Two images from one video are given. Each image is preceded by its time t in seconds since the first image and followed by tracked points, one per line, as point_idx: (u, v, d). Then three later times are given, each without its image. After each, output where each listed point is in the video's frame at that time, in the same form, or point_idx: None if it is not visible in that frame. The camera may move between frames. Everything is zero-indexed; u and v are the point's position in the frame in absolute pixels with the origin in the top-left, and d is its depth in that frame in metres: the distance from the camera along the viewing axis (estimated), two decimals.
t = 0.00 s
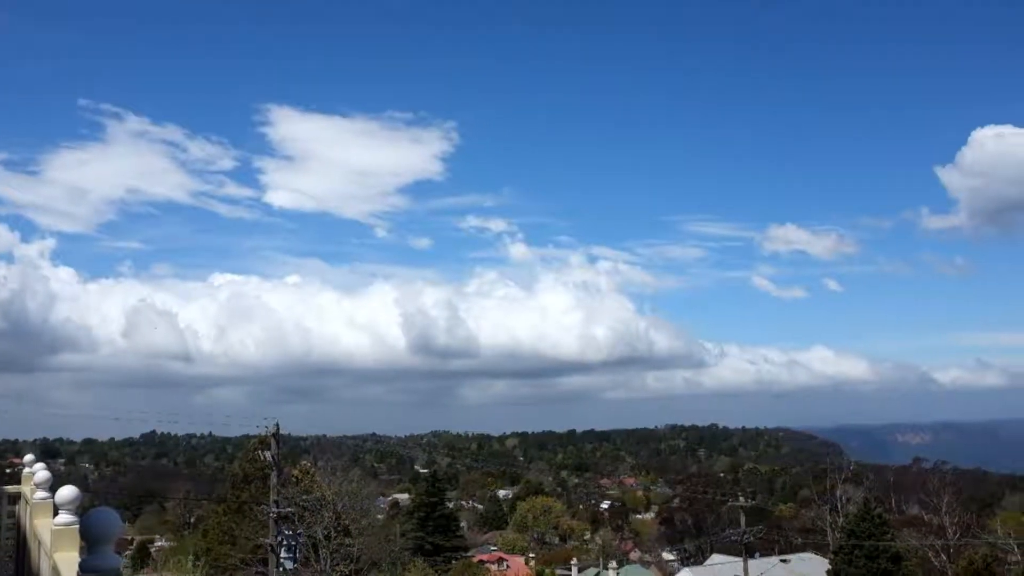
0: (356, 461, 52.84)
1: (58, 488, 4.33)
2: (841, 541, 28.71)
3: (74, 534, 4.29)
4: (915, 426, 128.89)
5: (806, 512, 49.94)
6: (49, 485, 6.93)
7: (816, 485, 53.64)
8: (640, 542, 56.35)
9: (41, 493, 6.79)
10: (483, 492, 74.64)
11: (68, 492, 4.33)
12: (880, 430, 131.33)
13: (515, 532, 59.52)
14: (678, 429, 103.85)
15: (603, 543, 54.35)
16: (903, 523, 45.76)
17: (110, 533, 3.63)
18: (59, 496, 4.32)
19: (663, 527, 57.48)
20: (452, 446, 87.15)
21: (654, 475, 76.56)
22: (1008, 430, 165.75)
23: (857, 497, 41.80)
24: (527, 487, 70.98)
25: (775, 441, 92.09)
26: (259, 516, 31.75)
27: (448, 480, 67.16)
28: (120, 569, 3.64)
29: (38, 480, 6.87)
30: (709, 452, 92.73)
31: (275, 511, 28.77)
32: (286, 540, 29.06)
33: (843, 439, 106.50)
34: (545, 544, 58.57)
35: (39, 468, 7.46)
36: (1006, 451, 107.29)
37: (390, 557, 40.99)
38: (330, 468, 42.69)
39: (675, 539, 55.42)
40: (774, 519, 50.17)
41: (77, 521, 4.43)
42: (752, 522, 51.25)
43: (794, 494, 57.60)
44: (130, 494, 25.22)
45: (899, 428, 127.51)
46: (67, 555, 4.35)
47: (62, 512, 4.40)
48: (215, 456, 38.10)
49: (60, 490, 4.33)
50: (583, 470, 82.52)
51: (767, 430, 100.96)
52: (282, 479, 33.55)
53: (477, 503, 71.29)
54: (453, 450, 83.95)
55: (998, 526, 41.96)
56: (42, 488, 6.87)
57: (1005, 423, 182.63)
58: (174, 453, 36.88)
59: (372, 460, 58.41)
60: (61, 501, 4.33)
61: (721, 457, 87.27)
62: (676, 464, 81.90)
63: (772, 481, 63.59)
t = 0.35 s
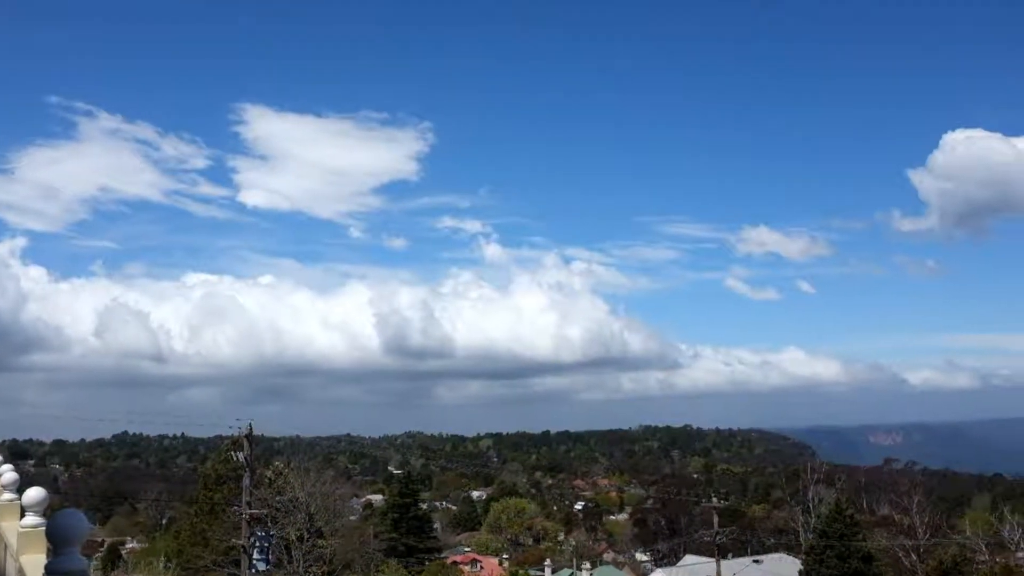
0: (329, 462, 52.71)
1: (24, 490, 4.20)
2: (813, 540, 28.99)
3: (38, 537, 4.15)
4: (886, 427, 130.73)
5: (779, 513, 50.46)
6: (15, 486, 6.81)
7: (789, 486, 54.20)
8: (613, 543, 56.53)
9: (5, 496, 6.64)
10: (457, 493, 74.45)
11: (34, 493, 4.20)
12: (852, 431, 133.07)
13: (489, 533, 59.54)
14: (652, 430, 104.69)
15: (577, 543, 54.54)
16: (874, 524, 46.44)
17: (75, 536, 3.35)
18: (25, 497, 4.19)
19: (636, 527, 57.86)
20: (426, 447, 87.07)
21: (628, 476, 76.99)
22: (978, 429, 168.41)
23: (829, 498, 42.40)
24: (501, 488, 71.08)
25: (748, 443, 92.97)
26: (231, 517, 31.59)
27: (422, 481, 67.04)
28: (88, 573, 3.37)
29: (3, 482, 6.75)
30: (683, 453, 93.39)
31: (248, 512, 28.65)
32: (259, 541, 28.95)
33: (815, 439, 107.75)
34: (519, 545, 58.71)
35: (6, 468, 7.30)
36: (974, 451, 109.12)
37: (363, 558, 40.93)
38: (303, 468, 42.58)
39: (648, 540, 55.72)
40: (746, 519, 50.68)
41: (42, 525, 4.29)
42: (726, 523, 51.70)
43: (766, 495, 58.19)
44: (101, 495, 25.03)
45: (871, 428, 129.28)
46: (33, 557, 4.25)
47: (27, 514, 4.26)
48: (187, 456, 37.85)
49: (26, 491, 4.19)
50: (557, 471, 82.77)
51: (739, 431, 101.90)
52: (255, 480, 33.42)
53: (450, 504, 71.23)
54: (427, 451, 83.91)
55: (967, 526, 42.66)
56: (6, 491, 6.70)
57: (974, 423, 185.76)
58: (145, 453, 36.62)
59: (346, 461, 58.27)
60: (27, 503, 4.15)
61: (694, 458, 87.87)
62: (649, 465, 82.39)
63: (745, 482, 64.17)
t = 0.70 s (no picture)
0: (296, 466, 52.38)
1: None
2: (778, 544, 29.43)
3: None
4: (849, 431, 132.89)
5: (744, 516, 51.14)
6: None
7: (754, 489, 54.95)
8: (580, 547, 56.83)
9: None
10: (424, 497, 74.26)
11: None
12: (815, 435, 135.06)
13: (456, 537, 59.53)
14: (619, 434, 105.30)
15: (543, 547, 54.73)
16: (838, 527, 47.23)
17: (38, 540, 2.58)
18: None
19: (603, 531, 58.23)
20: (393, 451, 86.77)
21: (595, 480, 77.42)
22: (939, 434, 171.90)
23: (793, 502, 43.11)
24: (468, 492, 71.11)
25: (714, 446, 93.97)
26: (196, 521, 31.33)
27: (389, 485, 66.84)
28: None
29: None
30: (650, 456, 94.06)
31: (214, 516, 28.48)
32: (224, 545, 28.78)
33: (779, 443, 109.19)
34: (485, 549, 58.88)
35: None
36: (934, 455, 111.28)
37: (330, 562, 40.78)
38: (269, 472, 42.29)
39: (614, 544, 56.11)
40: (712, 523, 51.33)
41: None
42: (692, 526, 52.32)
43: (732, 498, 58.87)
44: (63, 499, 24.69)
45: (834, 432, 131.38)
46: None
47: None
48: (151, 460, 37.46)
49: None
50: (524, 475, 82.97)
51: (705, 435, 102.93)
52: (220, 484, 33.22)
53: (417, 508, 71.06)
54: (394, 455, 83.71)
55: (928, 528, 43.56)
56: None
57: (935, 428, 189.65)
58: (109, 456, 36.21)
59: (312, 465, 57.96)
60: None
61: (661, 461, 88.59)
62: (616, 468, 82.92)
63: (711, 486, 64.87)
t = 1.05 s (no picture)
0: (273, 465, 52.18)
1: None
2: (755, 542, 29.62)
3: None
4: (827, 431, 134.13)
5: (721, 515, 51.52)
6: None
7: (731, 488, 55.34)
8: (558, 546, 56.95)
9: None
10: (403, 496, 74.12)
11: None
12: (793, 434, 136.17)
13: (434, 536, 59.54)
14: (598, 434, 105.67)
15: (521, 546, 54.81)
16: (815, 525, 47.69)
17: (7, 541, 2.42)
18: None
19: (581, 530, 58.46)
20: (372, 450, 86.64)
21: (573, 479, 77.74)
22: (915, 433, 173.82)
23: (770, 501, 43.45)
24: (447, 491, 71.12)
25: (692, 446, 94.56)
26: (172, 520, 31.17)
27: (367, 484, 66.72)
28: None
29: None
30: (628, 455, 94.47)
31: (190, 515, 28.35)
32: (200, 545, 28.66)
33: (757, 442, 110.09)
34: (463, 548, 58.94)
35: None
36: (910, 454, 112.61)
37: (307, 561, 40.75)
38: (246, 471, 42.13)
39: (592, 543, 56.24)
40: (690, 522, 51.69)
41: None
42: (669, 525, 52.70)
43: (710, 497, 59.27)
44: (38, 499, 24.51)
45: (812, 431, 132.58)
46: None
47: None
48: (127, 459, 37.23)
49: None
50: (502, 474, 83.14)
51: (683, 434, 103.58)
52: (197, 483, 33.06)
53: (395, 507, 70.94)
54: (372, 454, 83.62)
55: (902, 527, 44.07)
56: None
57: (912, 427, 191.84)
58: (84, 455, 35.97)
59: (290, 464, 57.79)
60: None
61: (639, 460, 89.10)
62: (594, 467, 83.24)
63: (688, 485, 65.32)
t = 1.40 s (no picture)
0: (255, 466, 51.99)
1: None
2: (736, 544, 29.86)
3: None
4: (807, 432, 135.20)
5: (702, 516, 51.88)
6: None
7: (713, 489, 55.69)
8: (540, 547, 57.06)
9: None
10: (384, 497, 73.98)
11: None
12: (774, 435, 137.16)
13: (416, 538, 59.49)
14: (580, 435, 106.06)
15: (503, 548, 54.87)
16: (797, 526, 48.09)
17: None
18: None
19: (563, 531, 58.64)
20: (353, 450, 86.55)
21: (555, 480, 77.98)
22: (894, 435, 175.63)
23: (752, 502, 43.78)
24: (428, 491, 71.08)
25: (673, 447, 95.05)
26: (153, 522, 30.99)
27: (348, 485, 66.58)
28: None
29: None
30: (610, 456, 94.78)
31: (171, 516, 28.19)
32: (182, 546, 28.50)
33: (738, 443, 110.87)
34: (445, 549, 58.87)
35: None
36: (889, 455, 113.82)
37: (288, 563, 40.57)
38: (227, 472, 41.97)
39: (573, 544, 56.38)
40: (672, 523, 52.03)
41: None
42: (651, 526, 53.01)
43: (692, 498, 59.62)
44: (16, 501, 24.36)
45: (793, 433, 133.62)
46: None
47: None
48: (107, 460, 37.02)
49: None
50: (484, 475, 83.22)
51: (665, 435, 104.12)
52: (178, 484, 32.90)
53: (376, 508, 70.84)
54: (354, 455, 83.45)
55: (883, 527, 44.53)
56: None
57: (891, 428, 193.81)
58: (63, 456, 35.73)
59: (271, 465, 57.61)
60: None
61: (621, 461, 89.42)
62: (576, 468, 83.48)
63: (670, 486, 65.68)
